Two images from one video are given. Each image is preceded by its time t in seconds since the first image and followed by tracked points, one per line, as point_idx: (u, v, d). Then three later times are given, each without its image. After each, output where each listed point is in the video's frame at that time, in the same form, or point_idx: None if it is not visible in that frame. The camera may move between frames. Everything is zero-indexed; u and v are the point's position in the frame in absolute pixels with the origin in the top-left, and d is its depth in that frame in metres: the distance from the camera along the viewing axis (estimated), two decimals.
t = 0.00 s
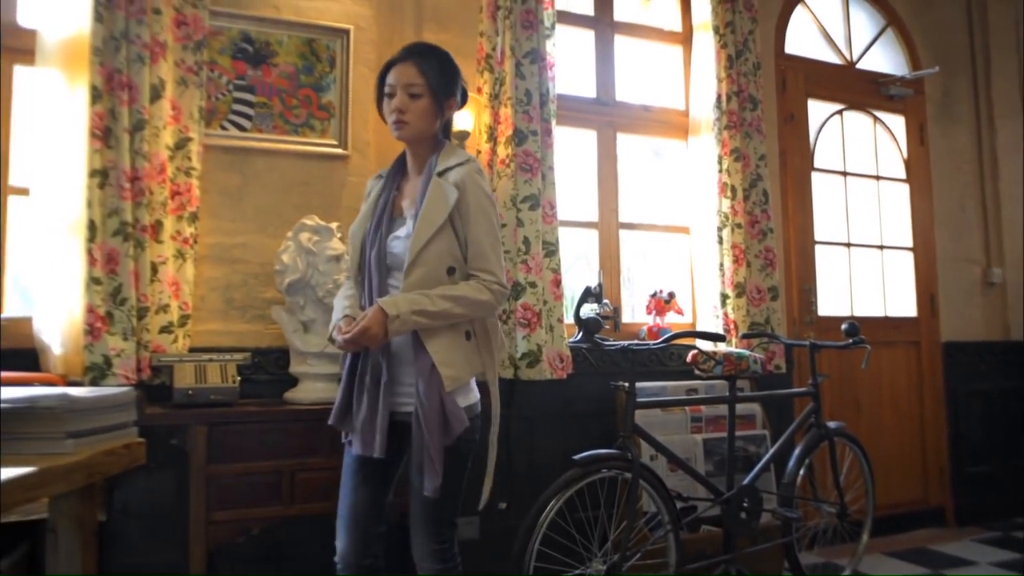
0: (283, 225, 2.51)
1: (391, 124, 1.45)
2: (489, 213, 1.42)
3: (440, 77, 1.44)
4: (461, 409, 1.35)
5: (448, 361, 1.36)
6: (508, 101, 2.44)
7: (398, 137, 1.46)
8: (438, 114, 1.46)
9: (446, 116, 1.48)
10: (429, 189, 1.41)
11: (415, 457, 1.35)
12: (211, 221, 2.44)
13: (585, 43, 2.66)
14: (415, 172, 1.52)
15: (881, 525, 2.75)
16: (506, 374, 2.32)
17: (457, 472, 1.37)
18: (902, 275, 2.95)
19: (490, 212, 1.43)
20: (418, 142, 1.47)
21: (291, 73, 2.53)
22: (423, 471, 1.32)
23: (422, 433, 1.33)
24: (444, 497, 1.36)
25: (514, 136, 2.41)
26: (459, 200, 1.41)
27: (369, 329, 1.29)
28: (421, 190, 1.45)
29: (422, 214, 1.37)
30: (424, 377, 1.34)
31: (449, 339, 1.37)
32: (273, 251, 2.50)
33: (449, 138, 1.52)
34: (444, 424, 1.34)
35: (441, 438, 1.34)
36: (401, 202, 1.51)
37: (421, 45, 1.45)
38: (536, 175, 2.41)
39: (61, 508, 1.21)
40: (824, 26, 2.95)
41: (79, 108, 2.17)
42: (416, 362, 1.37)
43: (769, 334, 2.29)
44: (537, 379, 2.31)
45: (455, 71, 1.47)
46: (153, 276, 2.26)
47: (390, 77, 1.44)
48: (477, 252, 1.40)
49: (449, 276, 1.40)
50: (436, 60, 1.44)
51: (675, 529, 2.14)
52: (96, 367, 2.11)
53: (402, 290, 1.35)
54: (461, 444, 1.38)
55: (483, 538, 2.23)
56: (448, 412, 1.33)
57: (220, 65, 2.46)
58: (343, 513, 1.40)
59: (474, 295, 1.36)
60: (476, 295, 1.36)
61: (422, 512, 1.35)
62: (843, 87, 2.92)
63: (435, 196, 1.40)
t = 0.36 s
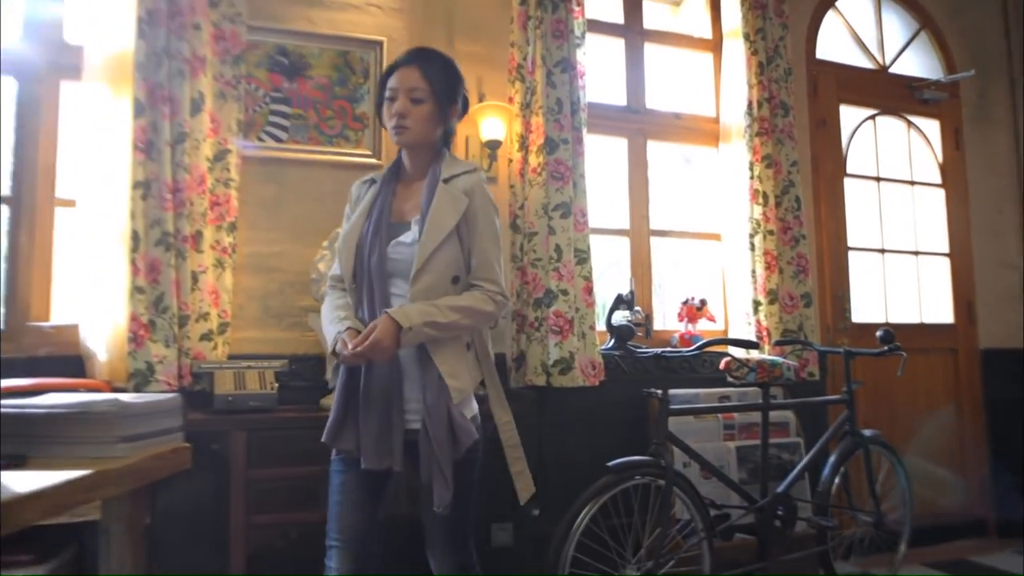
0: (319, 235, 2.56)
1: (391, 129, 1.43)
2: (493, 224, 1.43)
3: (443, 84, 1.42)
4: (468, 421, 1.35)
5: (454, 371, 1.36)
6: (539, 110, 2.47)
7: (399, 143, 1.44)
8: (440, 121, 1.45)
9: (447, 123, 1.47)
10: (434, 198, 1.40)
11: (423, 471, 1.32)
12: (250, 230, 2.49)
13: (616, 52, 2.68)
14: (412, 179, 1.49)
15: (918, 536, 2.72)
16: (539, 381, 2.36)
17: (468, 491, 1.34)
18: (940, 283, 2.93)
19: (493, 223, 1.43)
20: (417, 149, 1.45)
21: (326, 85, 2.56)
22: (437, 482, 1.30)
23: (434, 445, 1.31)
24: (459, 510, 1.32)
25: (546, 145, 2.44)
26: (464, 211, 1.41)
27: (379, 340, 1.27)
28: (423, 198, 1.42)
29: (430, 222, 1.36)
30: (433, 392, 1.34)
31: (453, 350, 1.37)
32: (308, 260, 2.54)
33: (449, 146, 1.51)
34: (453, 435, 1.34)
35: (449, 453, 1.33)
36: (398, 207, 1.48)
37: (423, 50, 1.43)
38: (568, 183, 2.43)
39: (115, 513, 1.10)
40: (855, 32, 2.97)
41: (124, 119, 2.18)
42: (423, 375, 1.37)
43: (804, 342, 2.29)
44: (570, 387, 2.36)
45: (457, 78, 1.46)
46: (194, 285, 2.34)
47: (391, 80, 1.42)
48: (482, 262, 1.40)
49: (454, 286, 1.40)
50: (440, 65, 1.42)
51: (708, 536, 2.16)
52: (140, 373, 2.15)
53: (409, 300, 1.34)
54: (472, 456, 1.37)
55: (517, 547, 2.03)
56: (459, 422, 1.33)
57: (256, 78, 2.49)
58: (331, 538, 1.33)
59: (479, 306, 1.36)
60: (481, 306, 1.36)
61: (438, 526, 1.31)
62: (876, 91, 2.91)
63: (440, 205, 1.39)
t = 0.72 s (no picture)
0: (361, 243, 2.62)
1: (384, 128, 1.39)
2: (487, 226, 1.37)
3: (437, 81, 1.39)
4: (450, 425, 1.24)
5: (440, 376, 1.27)
6: (576, 118, 2.52)
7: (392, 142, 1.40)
8: (435, 121, 1.41)
9: (443, 123, 1.42)
10: (427, 198, 1.35)
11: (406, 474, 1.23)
12: (295, 239, 2.56)
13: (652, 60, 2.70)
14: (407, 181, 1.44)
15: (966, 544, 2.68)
16: (578, 387, 2.36)
17: (454, 499, 1.23)
18: (981, 286, 2.93)
19: (488, 224, 1.37)
20: (412, 148, 1.41)
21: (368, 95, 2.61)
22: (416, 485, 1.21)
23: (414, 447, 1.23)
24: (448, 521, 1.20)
25: (583, 153, 2.48)
26: (458, 212, 1.35)
27: (367, 339, 1.20)
28: (417, 197, 1.37)
29: (421, 223, 1.31)
30: (414, 393, 1.26)
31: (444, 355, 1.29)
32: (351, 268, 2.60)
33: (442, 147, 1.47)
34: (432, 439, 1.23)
35: (428, 457, 1.23)
36: (394, 206, 1.42)
37: (418, 48, 1.40)
38: (605, 190, 2.46)
39: (175, 512, 1.08)
40: (894, 34, 2.95)
41: (175, 132, 2.31)
42: (410, 381, 1.28)
43: (842, 347, 2.28)
44: (609, 392, 2.37)
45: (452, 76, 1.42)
46: (242, 293, 2.38)
47: (386, 79, 1.40)
48: (474, 263, 1.34)
49: (445, 289, 1.33)
50: (434, 64, 1.40)
51: (749, 542, 2.14)
52: (190, 379, 2.23)
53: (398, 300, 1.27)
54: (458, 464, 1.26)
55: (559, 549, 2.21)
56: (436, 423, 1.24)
57: (301, 90, 2.55)
58: (336, 550, 1.23)
59: (468, 307, 1.28)
60: (471, 309, 1.28)
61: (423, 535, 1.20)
62: (914, 96, 2.91)
63: (434, 202, 1.34)
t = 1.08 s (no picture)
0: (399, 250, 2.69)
1: (398, 136, 1.40)
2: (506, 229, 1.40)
3: (453, 87, 1.40)
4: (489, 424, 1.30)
5: (473, 373, 1.33)
6: (610, 126, 2.55)
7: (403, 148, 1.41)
8: (447, 129, 1.42)
9: (454, 130, 1.43)
10: (446, 204, 1.37)
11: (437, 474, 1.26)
12: (336, 247, 2.64)
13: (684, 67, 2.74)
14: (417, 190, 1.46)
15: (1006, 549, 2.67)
16: (614, 391, 2.40)
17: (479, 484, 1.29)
18: (1017, 289, 2.93)
19: (506, 226, 1.41)
20: (427, 156, 1.43)
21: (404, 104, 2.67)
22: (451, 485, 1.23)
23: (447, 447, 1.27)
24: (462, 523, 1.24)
25: (617, 160, 2.52)
26: (476, 216, 1.38)
27: (402, 348, 1.23)
28: (435, 204, 1.39)
29: (444, 226, 1.34)
30: (448, 392, 1.30)
31: (469, 353, 1.35)
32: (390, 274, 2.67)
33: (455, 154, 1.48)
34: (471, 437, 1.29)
35: (469, 453, 1.28)
36: (408, 212, 1.44)
37: (430, 56, 1.40)
38: (639, 197, 2.51)
39: (234, 510, 1.19)
40: (927, 37, 2.96)
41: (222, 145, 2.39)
42: (438, 382, 1.32)
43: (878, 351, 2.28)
44: (644, 395, 2.40)
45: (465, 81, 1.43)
46: (287, 298, 2.44)
47: (398, 89, 1.40)
48: (496, 263, 1.38)
49: (468, 289, 1.37)
50: (448, 71, 1.40)
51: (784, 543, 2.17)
52: (239, 382, 2.30)
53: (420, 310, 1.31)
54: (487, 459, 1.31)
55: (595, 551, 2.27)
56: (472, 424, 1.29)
57: (341, 101, 2.61)
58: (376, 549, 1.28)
59: (496, 308, 1.34)
60: (498, 309, 1.34)
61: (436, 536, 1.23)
62: (949, 98, 2.91)
63: (453, 207, 1.37)
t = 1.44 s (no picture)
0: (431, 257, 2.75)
1: (423, 146, 1.33)
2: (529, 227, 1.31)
3: (475, 95, 1.32)
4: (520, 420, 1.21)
5: (502, 374, 1.24)
6: (637, 135, 2.60)
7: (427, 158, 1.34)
8: (470, 136, 1.34)
9: (478, 136, 1.35)
10: (468, 206, 1.30)
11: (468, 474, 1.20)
12: (371, 254, 2.71)
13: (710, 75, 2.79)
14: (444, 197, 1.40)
15: None
16: (642, 395, 2.43)
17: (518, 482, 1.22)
18: None
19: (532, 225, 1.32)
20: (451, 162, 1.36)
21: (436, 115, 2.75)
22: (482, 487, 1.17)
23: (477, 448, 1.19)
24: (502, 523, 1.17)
25: (644, 168, 2.56)
26: (498, 219, 1.30)
27: (425, 352, 1.17)
28: (459, 208, 1.33)
29: (466, 229, 1.26)
30: (476, 393, 1.22)
31: (499, 355, 1.26)
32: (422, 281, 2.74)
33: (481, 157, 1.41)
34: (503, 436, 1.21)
35: (499, 453, 1.19)
36: (434, 219, 1.38)
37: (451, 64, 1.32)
38: (666, 204, 2.55)
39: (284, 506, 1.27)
40: (952, 42, 2.98)
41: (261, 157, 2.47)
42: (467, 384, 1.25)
43: (905, 356, 2.32)
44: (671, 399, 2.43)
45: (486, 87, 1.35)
46: (324, 305, 2.53)
47: (420, 99, 1.32)
48: (522, 264, 1.29)
49: (495, 291, 1.29)
50: (469, 78, 1.32)
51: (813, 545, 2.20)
52: (278, 387, 2.36)
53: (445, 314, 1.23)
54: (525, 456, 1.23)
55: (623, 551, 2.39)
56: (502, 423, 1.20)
57: (375, 112, 2.69)
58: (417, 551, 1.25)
59: (521, 309, 1.24)
60: (523, 309, 1.24)
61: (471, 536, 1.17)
62: (975, 103, 2.93)
63: (476, 211, 1.29)
